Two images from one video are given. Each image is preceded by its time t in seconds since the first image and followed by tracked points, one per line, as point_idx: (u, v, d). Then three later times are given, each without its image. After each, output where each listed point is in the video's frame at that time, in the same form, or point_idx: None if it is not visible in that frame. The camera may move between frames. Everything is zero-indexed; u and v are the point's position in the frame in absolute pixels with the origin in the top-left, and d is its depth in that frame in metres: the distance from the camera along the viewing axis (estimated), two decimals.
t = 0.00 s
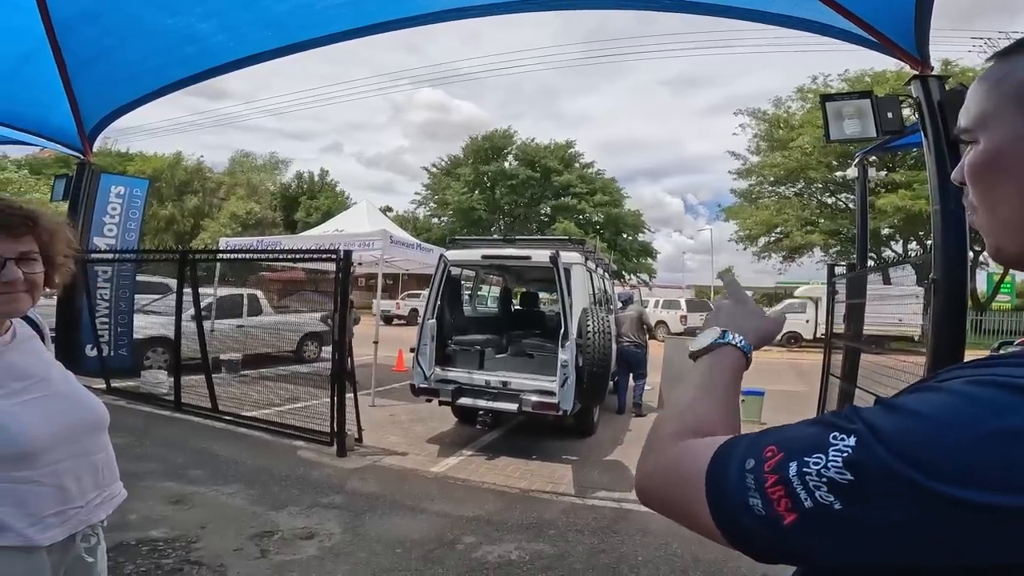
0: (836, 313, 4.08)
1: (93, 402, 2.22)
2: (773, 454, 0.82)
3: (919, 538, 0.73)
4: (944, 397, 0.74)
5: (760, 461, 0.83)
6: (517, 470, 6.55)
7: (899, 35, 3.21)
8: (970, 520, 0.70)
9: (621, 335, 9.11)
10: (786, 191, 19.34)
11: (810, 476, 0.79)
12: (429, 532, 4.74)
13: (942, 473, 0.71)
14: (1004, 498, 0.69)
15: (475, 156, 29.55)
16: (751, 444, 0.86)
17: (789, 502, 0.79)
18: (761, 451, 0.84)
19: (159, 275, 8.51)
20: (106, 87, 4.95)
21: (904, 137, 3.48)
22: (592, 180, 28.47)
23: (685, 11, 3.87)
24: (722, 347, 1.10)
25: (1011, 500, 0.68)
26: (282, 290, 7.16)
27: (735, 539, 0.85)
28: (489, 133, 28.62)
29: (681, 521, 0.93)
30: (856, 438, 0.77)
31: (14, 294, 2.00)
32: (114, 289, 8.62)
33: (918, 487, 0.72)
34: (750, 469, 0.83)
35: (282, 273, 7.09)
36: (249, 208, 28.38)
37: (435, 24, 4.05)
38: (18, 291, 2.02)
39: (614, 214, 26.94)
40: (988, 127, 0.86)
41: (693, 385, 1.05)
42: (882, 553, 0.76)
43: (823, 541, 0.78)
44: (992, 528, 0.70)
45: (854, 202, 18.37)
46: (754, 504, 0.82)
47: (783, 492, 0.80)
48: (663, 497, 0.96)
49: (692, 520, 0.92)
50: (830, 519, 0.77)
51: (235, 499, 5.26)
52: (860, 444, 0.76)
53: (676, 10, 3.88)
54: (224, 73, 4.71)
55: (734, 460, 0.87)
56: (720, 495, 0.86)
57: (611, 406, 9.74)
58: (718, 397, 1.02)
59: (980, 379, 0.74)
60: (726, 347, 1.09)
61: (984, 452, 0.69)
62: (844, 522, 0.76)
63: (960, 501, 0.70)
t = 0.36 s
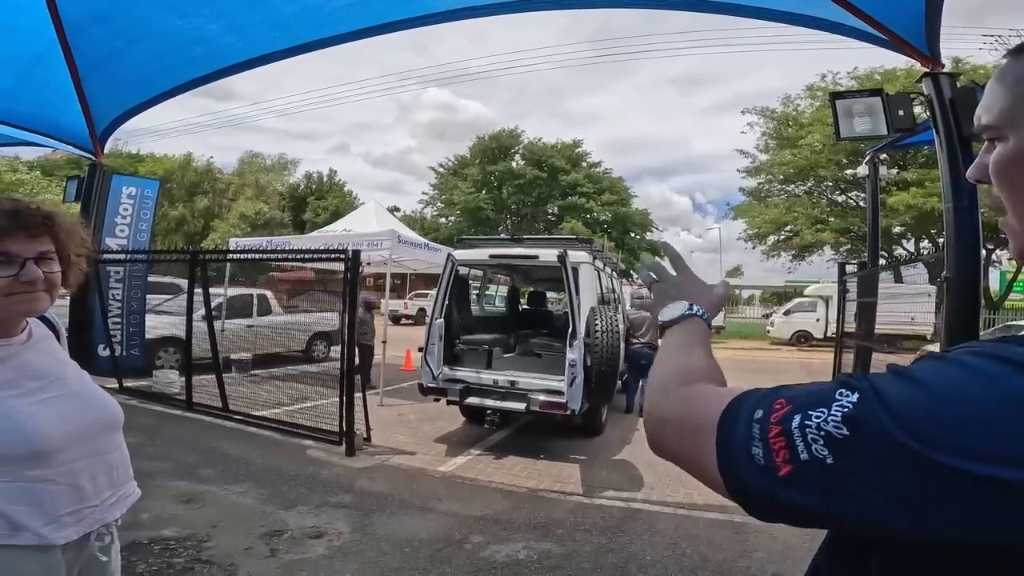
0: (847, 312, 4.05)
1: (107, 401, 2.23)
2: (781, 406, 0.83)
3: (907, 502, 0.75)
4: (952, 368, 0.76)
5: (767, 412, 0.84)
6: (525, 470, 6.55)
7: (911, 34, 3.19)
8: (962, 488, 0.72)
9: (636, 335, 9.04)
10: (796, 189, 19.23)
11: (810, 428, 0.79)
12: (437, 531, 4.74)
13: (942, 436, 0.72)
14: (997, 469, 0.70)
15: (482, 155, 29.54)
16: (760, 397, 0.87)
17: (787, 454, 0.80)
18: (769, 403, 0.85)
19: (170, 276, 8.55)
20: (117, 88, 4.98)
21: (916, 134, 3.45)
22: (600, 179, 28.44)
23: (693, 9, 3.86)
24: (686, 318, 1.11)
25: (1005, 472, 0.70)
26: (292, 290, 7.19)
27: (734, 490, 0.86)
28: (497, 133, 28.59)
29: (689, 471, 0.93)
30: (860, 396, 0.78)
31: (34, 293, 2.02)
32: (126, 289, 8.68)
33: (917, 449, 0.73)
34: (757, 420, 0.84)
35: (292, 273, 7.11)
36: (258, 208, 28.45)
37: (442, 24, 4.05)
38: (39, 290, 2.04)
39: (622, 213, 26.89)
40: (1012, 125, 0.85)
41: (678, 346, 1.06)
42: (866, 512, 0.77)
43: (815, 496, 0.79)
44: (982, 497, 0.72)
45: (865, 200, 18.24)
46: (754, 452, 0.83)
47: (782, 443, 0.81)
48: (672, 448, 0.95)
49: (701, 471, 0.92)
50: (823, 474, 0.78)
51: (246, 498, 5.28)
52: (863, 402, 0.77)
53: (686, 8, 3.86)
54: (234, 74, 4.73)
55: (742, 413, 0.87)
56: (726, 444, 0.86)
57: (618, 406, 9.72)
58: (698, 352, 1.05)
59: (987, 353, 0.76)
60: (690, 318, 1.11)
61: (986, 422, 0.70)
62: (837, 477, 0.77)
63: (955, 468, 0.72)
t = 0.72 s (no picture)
0: (854, 311, 4.04)
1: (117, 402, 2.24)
2: (803, 400, 0.84)
3: (916, 497, 0.74)
4: (972, 366, 0.75)
5: (787, 404, 0.85)
6: (531, 470, 6.55)
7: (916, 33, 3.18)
8: (975, 484, 0.71)
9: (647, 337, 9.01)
10: (802, 188, 19.17)
11: (825, 419, 0.80)
12: (443, 532, 4.75)
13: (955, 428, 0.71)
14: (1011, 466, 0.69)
15: (487, 156, 29.55)
16: (785, 392, 0.88)
17: (801, 443, 0.81)
18: (791, 397, 0.86)
19: (177, 277, 8.59)
20: (124, 90, 5.00)
21: (923, 133, 3.44)
22: (604, 179, 28.42)
23: (698, 9, 3.85)
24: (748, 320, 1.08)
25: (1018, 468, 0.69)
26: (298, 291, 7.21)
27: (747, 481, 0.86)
28: (502, 133, 28.61)
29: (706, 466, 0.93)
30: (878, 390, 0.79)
31: (46, 296, 2.03)
32: (134, 290, 8.69)
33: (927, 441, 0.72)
34: (775, 411, 0.85)
35: (298, 274, 7.13)
36: (264, 210, 28.50)
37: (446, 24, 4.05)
38: (50, 293, 2.05)
39: (626, 213, 26.86)
40: (1016, 129, 0.84)
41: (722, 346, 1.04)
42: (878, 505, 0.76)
43: (823, 488, 0.79)
44: (995, 495, 0.70)
45: (872, 199, 18.15)
46: (768, 442, 0.84)
47: (797, 433, 0.82)
48: (693, 445, 0.95)
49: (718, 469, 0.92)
50: (837, 466, 0.78)
51: (253, 499, 5.30)
52: (880, 395, 0.78)
53: (691, 8, 3.85)
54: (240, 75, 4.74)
55: (762, 408, 0.87)
56: (742, 434, 0.87)
57: (624, 406, 9.71)
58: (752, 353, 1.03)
59: (1011, 354, 0.75)
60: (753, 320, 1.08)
61: (999, 415, 0.70)
62: (847, 468, 0.77)
63: (967, 462, 0.70)
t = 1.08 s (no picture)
0: (859, 312, 4.03)
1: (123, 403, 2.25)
2: (823, 408, 0.82)
3: (972, 501, 0.71)
4: (1018, 366, 0.73)
5: (805, 414, 0.83)
6: (534, 470, 6.55)
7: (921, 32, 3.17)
8: None
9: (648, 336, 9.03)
10: (806, 188, 19.13)
11: (863, 428, 0.78)
12: (447, 533, 4.74)
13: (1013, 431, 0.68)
14: None
15: (490, 157, 29.56)
16: (795, 400, 0.87)
17: (832, 456, 0.78)
18: (804, 405, 0.85)
19: (182, 278, 8.62)
20: (128, 92, 5.01)
21: (928, 133, 3.42)
22: (608, 180, 28.41)
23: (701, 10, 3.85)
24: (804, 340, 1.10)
25: None
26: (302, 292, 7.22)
27: (763, 496, 0.83)
28: (506, 134, 28.63)
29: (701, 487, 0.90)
30: (923, 394, 0.76)
31: (52, 298, 2.04)
32: (139, 291, 8.85)
33: (986, 443, 0.69)
34: (790, 421, 0.83)
35: (302, 275, 7.13)
36: (269, 211, 28.52)
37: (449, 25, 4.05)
38: (56, 295, 2.06)
39: (630, 213, 26.83)
40: None
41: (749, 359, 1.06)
42: (920, 513, 0.74)
43: (858, 500, 0.77)
44: None
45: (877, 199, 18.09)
46: (788, 453, 0.81)
47: (826, 444, 0.79)
48: (666, 460, 0.95)
49: (716, 490, 0.89)
50: (878, 476, 0.76)
51: (257, 499, 5.31)
52: (925, 400, 0.75)
53: (695, 8, 3.85)
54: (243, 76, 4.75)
55: (773, 417, 0.86)
56: (751, 447, 0.85)
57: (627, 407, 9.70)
58: (765, 374, 1.03)
59: None
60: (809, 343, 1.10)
61: None
62: (891, 477, 0.75)
63: None
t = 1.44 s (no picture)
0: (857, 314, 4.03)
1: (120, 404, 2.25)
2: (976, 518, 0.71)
3: None
4: None
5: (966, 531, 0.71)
6: (532, 472, 6.54)
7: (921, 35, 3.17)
8: None
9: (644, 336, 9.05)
10: (805, 190, 19.17)
11: None
12: (445, 533, 4.74)
13: None
14: None
15: (490, 158, 29.63)
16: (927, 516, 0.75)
17: None
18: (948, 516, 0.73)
19: (181, 278, 8.62)
20: (128, 91, 5.01)
21: (927, 135, 3.43)
22: (607, 182, 28.45)
23: (701, 12, 3.86)
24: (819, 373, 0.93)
25: None
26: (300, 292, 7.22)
27: None
28: (505, 135, 28.71)
29: None
30: None
31: (49, 298, 2.03)
32: (138, 290, 8.73)
33: None
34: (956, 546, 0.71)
35: (301, 275, 7.13)
36: (268, 211, 28.55)
37: (450, 26, 4.04)
38: (52, 295, 2.05)
39: (629, 215, 26.88)
40: None
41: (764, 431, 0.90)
42: None
43: None
44: None
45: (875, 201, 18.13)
46: None
47: None
48: None
49: None
50: None
51: (255, 499, 5.30)
52: None
53: (694, 10, 3.86)
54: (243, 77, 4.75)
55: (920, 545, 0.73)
56: None
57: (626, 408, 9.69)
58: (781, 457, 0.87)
59: None
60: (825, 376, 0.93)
61: None
62: None
63: None
